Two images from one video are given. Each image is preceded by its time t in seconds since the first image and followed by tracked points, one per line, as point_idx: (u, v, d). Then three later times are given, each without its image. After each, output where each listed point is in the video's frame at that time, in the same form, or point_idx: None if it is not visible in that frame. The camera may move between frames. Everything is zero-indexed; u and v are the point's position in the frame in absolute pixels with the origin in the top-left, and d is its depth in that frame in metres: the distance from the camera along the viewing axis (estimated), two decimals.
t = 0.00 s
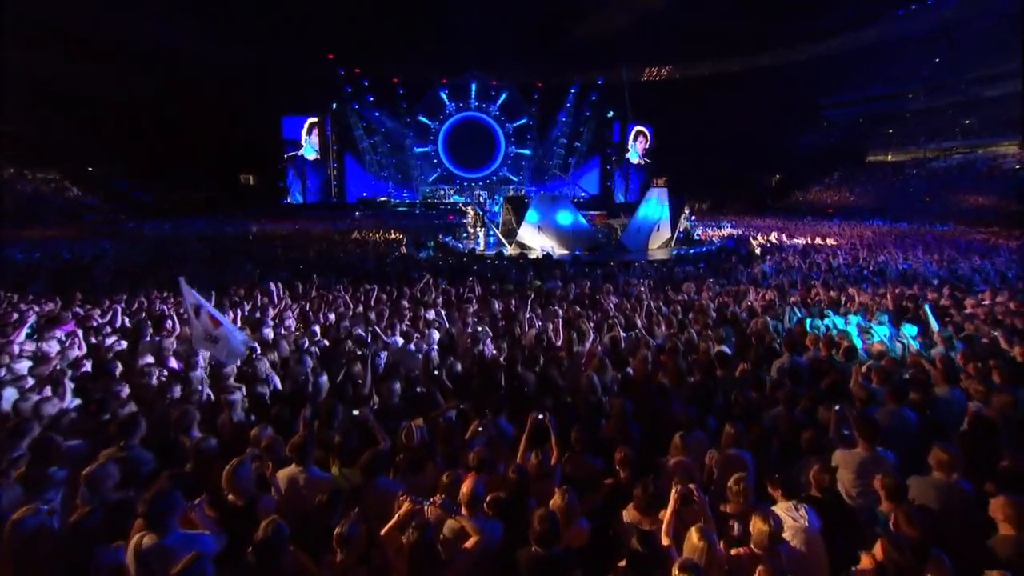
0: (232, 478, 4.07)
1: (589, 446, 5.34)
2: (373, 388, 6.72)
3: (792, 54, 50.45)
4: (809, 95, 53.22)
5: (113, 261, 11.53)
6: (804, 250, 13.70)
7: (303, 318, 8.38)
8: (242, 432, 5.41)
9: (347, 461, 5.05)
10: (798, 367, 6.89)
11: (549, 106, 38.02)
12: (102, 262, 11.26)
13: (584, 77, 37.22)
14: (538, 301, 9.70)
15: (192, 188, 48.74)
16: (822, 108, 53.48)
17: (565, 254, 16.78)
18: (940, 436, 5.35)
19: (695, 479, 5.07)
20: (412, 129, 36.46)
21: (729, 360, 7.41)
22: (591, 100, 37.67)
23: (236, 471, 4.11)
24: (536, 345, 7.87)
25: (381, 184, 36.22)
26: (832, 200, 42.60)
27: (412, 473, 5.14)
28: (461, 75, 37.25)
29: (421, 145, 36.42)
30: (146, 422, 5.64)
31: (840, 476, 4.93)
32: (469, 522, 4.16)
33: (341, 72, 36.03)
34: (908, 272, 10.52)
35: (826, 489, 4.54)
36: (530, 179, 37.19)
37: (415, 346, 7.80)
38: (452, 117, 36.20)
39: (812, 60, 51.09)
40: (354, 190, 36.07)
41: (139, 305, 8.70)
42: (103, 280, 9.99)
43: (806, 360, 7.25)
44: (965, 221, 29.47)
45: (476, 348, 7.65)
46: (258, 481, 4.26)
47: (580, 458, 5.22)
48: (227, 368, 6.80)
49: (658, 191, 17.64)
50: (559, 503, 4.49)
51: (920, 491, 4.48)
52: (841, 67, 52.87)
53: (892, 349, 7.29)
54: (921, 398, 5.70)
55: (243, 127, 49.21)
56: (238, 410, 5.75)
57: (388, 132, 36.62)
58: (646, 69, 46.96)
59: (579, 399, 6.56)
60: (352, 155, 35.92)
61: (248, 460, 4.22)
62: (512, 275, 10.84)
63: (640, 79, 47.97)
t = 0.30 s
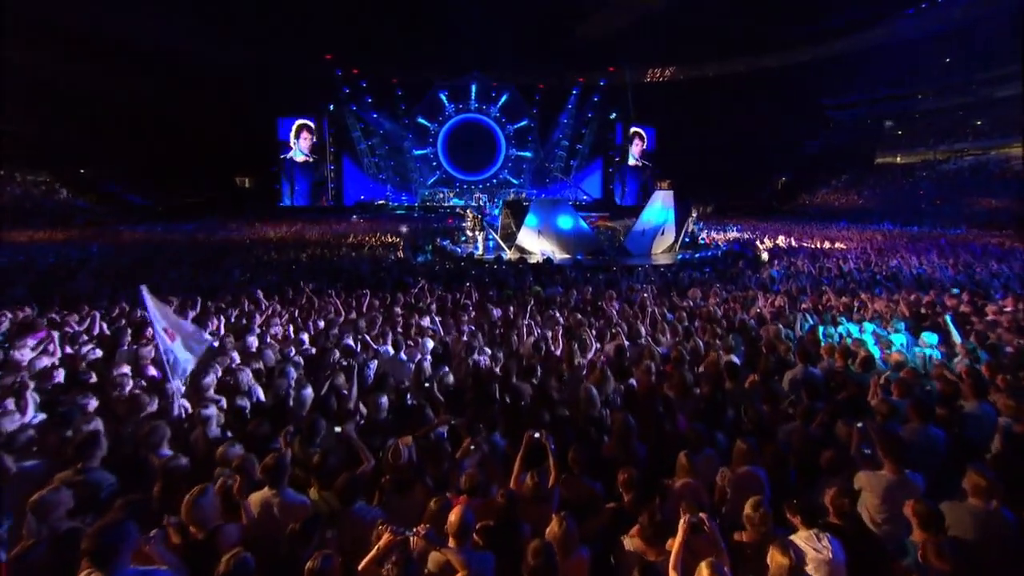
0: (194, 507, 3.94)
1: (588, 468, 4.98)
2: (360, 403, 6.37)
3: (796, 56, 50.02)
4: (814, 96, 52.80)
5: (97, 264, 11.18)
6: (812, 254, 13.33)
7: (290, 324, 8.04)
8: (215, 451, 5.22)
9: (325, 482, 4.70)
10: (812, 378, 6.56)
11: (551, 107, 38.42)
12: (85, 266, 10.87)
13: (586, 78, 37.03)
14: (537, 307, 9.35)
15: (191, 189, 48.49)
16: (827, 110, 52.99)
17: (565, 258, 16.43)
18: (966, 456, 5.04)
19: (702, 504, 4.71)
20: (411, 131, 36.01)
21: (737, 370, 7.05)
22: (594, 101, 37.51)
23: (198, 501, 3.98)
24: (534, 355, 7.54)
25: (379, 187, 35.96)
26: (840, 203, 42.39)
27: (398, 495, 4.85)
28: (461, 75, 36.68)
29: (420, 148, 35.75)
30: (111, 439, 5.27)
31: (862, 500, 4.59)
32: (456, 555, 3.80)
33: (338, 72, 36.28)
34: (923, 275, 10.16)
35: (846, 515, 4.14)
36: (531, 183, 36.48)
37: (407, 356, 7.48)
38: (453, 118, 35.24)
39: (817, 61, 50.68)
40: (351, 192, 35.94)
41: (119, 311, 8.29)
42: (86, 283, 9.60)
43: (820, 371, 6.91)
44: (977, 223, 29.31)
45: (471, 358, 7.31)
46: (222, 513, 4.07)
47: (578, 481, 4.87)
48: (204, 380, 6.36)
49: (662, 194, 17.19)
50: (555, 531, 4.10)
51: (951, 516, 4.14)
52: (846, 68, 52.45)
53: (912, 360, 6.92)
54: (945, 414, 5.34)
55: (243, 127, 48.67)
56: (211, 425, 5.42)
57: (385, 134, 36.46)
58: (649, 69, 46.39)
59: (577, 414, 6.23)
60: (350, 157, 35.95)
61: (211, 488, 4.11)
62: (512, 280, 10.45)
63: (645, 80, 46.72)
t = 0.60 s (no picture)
0: (147, 545, 3.57)
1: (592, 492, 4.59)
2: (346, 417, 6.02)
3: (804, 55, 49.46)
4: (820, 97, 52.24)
5: (79, 267, 10.78)
6: (824, 258, 12.89)
7: (277, 331, 7.68)
8: (181, 470, 4.92)
9: (298, 507, 4.41)
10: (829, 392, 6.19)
11: (552, 107, 38.26)
12: (68, 269, 10.49)
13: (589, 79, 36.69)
14: (535, 312, 8.97)
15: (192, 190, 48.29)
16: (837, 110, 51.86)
17: (566, 263, 16.06)
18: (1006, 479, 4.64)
19: (710, 532, 4.37)
20: (410, 132, 35.60)
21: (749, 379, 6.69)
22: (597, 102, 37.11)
23: (151, 538, 3.60)
24: (532, 367, 7.18)
25: (376, 190, 35.70)
26: (849, 207, 41.96)
27: (382, 519, 4.49)
28: (461, 75, 36.34)
29: (418, 149, 35.53)
30: (70, 458, 4.91)
31: (892, 527, 4.25)
32: None
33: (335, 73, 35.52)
34: (941, 280, 9.74)
35: (873, 546, 3.72)
36: (533, 185, 35.89)
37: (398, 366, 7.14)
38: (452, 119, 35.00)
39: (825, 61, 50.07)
40: (348, 195, 35.87)
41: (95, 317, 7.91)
42: (65, 287, 9.22)
43: (837, 385, 6.60)
44: (992, 227, 28.76)
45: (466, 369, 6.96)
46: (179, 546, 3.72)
47: (580, 505, 4.46)
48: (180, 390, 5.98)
49: (668, 196, 16.60)
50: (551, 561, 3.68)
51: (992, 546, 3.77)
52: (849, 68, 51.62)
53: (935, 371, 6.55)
54: (978, 432, 4.96)
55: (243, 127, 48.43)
56: (183, 442, 5.15)
57: (384, 135, 36.10)
58: (653, 69, 47.49)
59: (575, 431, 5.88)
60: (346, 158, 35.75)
61: (168, 522, 3.73)
62: (510, 286, 10.05)
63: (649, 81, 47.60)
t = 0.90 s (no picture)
0: None
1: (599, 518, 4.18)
2: (327, 431, 5.64)
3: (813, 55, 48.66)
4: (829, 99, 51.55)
5: (61, 269, 10.47)
6: (838, 262, 12.44)
7: (260, 339, 7.29)
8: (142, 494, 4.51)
9: (266, 536, 3.99)
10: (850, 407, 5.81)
11: (555, 107, 38.38)
12: (47, 273, 10.11)
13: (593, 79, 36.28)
14: (533, 319, 8.58)
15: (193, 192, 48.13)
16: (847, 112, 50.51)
17: (568, 267, 15.63)
18: None
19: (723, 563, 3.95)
20: (408, 133, 35.34)
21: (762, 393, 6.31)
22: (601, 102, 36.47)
23: None
24: (530, 378, 6.82)
25: (373, 192, 35.26)
26: (862, 208, 41.31)
27: (361, 548, 4.09)
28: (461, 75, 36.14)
29: (417, 151, 35.15)
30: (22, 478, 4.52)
31: (927, 559, 3.83)
32: None
33: (332, 72, 35.31)
34: (963, 286, 9.27)
35: None
36: (534, 187, 35.58)
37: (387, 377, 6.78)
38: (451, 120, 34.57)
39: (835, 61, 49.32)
40: (345, 196, 35.78)
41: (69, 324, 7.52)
42: (41, 292, 8.84)
43: (858, 399, 6.20)
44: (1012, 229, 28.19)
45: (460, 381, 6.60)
46: None
47: (586, 533, 4.06)
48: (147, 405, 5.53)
49: (676, 200, 16.22)
50: None
51: None
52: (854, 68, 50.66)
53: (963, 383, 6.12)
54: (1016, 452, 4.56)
55: (243, 127, 48.17)
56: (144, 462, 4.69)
57: (381, 136, 35.84)
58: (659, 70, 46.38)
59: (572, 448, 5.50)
60: (344, 160, 35.59)
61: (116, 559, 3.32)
62: (508, 291, 9.64)
63: (654, 81, 47.16)
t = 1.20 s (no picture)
0: None
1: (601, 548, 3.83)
2: (306, 445, 5.28)
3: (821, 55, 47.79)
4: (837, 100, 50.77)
5: (38, 273, 10.04)
6: (852, 266, 12.00)
7: (242, 345, 6.93)
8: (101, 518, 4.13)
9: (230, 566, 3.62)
10: (869, 421, 5.46)
11: (558, 107, 36.84)
12: (23, 278, 9.69)
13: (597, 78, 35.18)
14: (532, 324, 8.21)
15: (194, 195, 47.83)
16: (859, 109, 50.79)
17: (569, 271, 15.26)
18: None
19: None
20: (408, 134, 34.99)
21: (773, 406, 5.96)
22: (605, 102, 35.62)
23: None
24: (527, 391, 6.51)
25: (372, 195, 35.23)
26: (876, 212, 40.75)
27: None
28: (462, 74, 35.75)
29: (416, 151, 34.94)
30: None
31: None
32: None
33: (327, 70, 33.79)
34: (985, 290, 8.91)
35: None
36: (536, 190, 35.78)
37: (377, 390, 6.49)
38: (451, 120, 34.68)
39: (842, 61, 48.51)
40: (342, 200, 35.08)
41: (39, 332, 7.11)
42: (14, 299, 8.43)
43: (879, 411, 5.82)
44: None
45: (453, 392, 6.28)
46: None
47: (589, 563, 3.69)
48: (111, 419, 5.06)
49: (683, 201, 15.68)
50: None
51: None
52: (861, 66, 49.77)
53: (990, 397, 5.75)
54: None
55: (243, 128, 47.83)
56: (101, 484, 4.30)
57: (380, 137, 35.40)
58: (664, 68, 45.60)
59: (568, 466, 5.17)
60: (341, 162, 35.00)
61: None
62: (507, 294, 9.29)
63: (660, 80, 46.39)
